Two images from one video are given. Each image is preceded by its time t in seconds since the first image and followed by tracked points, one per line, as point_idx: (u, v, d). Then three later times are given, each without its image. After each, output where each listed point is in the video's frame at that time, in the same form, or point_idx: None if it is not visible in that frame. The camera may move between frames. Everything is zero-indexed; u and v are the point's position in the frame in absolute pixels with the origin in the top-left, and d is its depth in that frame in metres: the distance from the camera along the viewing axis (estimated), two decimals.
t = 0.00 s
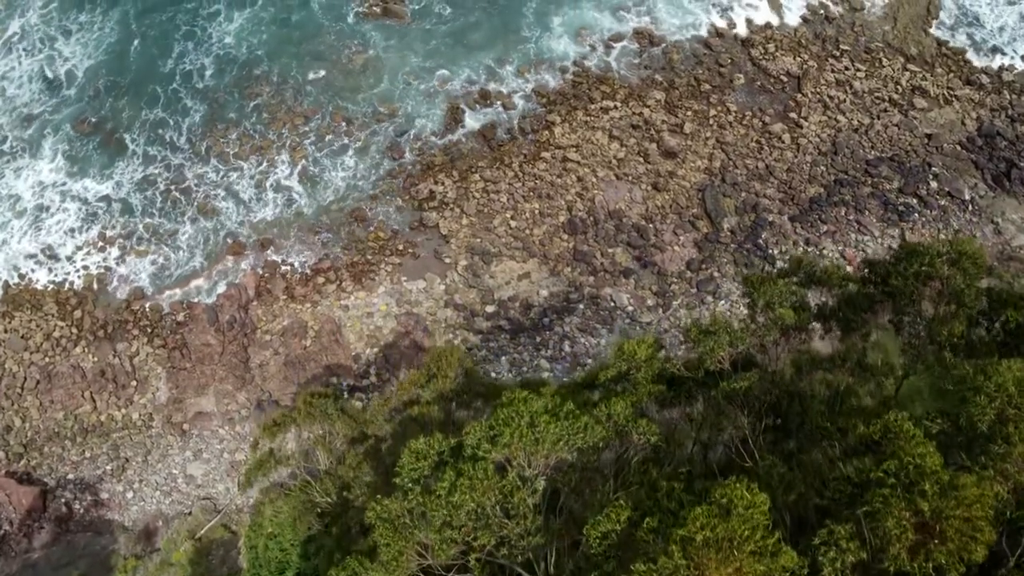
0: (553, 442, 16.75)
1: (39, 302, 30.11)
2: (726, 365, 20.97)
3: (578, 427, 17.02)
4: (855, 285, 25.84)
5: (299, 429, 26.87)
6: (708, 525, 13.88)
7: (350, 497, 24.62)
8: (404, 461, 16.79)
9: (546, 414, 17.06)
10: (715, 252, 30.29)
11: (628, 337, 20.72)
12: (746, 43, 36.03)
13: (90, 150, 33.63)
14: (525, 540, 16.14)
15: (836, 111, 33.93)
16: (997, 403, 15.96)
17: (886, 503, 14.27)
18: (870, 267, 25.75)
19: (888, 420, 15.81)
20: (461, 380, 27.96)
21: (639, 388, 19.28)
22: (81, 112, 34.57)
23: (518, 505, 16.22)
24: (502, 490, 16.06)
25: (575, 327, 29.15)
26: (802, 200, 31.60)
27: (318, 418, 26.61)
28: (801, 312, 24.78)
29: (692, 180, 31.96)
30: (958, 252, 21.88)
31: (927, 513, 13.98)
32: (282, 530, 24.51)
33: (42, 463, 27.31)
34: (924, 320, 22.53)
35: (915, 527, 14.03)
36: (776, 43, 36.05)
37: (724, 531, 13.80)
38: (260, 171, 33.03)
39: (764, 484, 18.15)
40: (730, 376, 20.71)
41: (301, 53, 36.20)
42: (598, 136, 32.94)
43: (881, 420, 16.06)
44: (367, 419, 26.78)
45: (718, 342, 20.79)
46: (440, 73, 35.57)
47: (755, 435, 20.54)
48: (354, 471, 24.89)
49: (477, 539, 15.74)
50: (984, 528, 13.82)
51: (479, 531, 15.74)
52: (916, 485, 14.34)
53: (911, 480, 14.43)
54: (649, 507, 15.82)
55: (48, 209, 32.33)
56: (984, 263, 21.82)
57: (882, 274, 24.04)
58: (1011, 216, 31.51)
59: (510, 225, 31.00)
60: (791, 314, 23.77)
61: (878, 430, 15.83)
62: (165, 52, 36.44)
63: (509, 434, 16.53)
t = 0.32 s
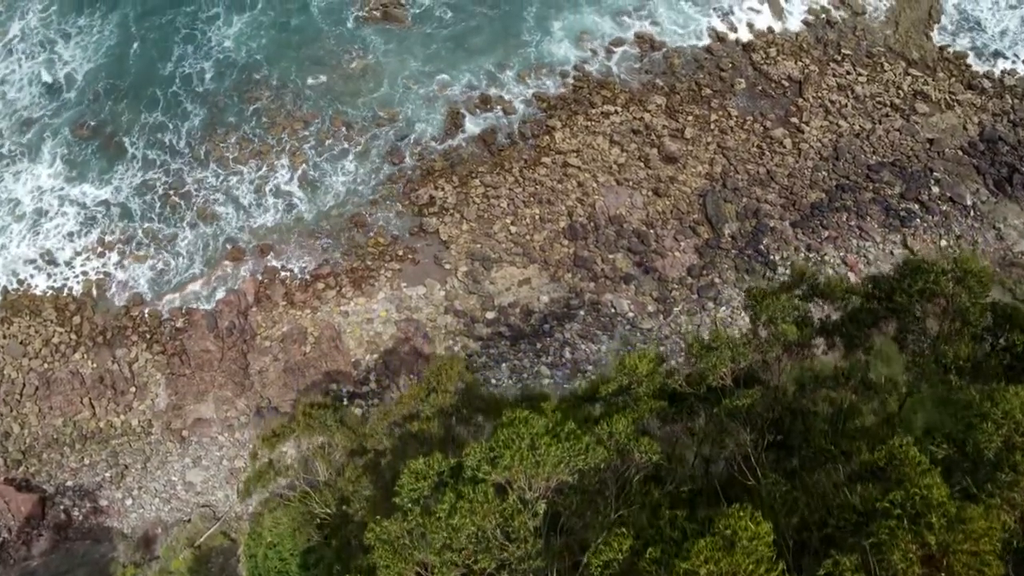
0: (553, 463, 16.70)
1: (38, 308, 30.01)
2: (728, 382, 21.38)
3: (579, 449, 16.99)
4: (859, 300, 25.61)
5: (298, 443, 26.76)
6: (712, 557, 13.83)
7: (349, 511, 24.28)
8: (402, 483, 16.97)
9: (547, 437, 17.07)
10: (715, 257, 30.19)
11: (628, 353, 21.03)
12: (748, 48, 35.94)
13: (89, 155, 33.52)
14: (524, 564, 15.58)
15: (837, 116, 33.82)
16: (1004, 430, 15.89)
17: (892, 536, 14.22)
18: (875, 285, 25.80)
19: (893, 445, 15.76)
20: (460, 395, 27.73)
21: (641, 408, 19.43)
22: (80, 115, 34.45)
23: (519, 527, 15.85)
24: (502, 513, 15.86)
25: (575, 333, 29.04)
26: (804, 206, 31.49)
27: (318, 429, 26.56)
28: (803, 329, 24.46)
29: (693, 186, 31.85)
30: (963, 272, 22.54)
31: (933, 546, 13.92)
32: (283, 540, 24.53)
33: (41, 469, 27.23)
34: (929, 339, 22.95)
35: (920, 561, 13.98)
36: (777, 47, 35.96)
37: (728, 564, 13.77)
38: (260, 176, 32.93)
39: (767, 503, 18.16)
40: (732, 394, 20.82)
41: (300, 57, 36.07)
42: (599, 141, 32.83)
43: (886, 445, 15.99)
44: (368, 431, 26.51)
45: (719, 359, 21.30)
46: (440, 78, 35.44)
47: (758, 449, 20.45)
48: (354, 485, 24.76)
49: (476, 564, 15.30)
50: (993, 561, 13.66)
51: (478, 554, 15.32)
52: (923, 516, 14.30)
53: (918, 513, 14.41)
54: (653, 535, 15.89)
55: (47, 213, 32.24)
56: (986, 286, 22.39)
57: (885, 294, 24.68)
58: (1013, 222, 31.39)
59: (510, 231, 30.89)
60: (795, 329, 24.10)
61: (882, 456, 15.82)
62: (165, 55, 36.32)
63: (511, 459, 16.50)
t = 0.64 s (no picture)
0: (556, 482, 16.67)
1: (37, 313, 29.92)
2: (730, 398, 20.83)
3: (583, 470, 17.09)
4: (863, 315, 23.49)
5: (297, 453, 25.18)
6: None
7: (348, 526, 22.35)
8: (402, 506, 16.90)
9: (549, 459, 17.04)
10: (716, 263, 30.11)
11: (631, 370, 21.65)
12: (749, 53, 35.86)
13: (88, 159, 33.42)
14: None
15: (838, 121, 33.72)
16: (1011, 457, 15.63)
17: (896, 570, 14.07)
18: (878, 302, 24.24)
19: (897, 472, 15.72)
20: (461, 410, 24.43)
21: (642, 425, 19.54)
22: (80, 119, 34.36)
23: (519, 551, 15.63)
24: (502, 536, 15.66)
25: (576, 340, 28.95)
26: (805, 212, 31.40)
27: (318, 440, 24.71)
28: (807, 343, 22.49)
29: (694, 192, 31.76)
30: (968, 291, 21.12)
31: None
32: (283, 549, 23.75)
33: (40, 476, 27.14)
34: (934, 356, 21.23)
35: None
36: (779, 52, 35.88)
37: None
38: (259, 181, 32.83)
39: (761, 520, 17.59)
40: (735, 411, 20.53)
41: (300, 62, 35.97)
42: (600, 147, 32.74)
43: (890, 472, 15.97)
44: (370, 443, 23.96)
45: (722, 375, 20.88)
46: (440, 82, 35.35)
47: (761, 469, 20.09)
48: (353, 499, 22.24)
49: None
50: None
51: None
52: (928, 549, 14.18)
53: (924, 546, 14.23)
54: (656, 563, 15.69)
55: (46, 218, 32.15)
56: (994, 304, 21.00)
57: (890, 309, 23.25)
58: (1015, 227, 31.31)
59: (510, 237, 30.81)
60: (798, 345, 21.92)
61: (887, 483, 15.76)
62: (164, 59, 36.23)
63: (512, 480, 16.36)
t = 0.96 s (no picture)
0: (557, 507, 16.71)
1: (36, 320, 29.82)
2: (732, 417, 20.85)
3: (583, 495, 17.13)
4: (864, 329, 25.74)
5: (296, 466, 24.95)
6: None
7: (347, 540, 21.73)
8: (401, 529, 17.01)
9: (549, 484, 17.08)
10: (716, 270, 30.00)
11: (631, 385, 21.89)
12: (750, 58, 35.77)
13: (88, 164, 33.33)
14: None
15: (840, 126, 33.63)
16: (1017, 487, 15.68)
17: None
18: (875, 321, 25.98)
19: (902, 502, 15.91)
20: (461, 425, 24.06)
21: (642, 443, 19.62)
22: (79, 124, 34.26)
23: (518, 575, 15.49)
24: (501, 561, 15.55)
25: (576, 347, 28.87)
26: (806, 218, 31.31)
27: (315, 452, 24.74)
28: (811, 361, 23.83)
29: (695, 198, 31.66)
30: (973, 311, 21.88)
31: None
32: (282, 559, 22.54)
33: (39, 483, 27.04)
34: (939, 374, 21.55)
35: None
36: (780, 57, 35.81)
37: None
38: (258, 186, 32.74)
39: (764, 548, 16.71)
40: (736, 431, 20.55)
41: (299, 67, 35.85)
42: (600, 153, 32.64)
43: (894, 501, 16.16)
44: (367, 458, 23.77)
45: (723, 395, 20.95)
46: (439, 88, 35.25)
47: (762, 488, 19.76)
48: (353, 513, 21.66)
49: None
50: None
51: None
52: None
53: None
54: None
55: (45, 223, 32.06)
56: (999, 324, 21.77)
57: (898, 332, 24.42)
58: (1017, 234, 31.23)
59: (511, 243, 30.72)
60: (799, 363, 22.79)
61: (891, 513, 15.94)
62: (163, 63, 36.13)
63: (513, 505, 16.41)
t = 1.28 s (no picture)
0: (558, 535, 16.41)
1: (35, 326, 29.74)
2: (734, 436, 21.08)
3: (585, 519, 16.81)
4: (866, 345, 28.42)
5: (296, 478, 25.84)
6: None
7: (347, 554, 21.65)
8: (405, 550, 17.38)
9: (551, 509, 16.86)
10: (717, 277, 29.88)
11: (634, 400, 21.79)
12: (751, 63, 35.70)
13: (87, 168, 33.24)
14: None
15: (841, 132, 33.53)
16: None
17: None
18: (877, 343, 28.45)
19: (907, 532, 15.68)
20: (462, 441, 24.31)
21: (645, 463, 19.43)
22: (78, 128, 34.16)
23: None
24: None
25: (577, 354, 28.77)
26: (807, 224, 31.21)
27: (316, 466, 25.44)
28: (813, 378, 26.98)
29: (696, 204, 31.56)
30: (979, 332, 23.27)
31: None
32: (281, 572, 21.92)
33: (38, 491, 26.97)
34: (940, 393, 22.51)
35: None
36: (781, 62, 35.73)
37: None
38: (257, 191, 32.63)
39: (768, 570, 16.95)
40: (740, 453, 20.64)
41: (299, 72, 35.73)
42: (601, 158, 32.55)
43: (900, 531, 15.92)
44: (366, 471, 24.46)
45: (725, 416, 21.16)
46: (439, 92, 35.15)
47: (764, 507, 19.75)
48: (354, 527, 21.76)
49: None
50: None
51: None
52: None
53: None
54: None
55: (44, 228, 31.96)
56: (1005, 345, 22.86)
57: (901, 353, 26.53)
58: (1019, 240, 31.10)
59: (511, 249, 30.64)
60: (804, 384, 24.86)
61: (896, 543, 15.69)
62: (163, 67, 36.04)
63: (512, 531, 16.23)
